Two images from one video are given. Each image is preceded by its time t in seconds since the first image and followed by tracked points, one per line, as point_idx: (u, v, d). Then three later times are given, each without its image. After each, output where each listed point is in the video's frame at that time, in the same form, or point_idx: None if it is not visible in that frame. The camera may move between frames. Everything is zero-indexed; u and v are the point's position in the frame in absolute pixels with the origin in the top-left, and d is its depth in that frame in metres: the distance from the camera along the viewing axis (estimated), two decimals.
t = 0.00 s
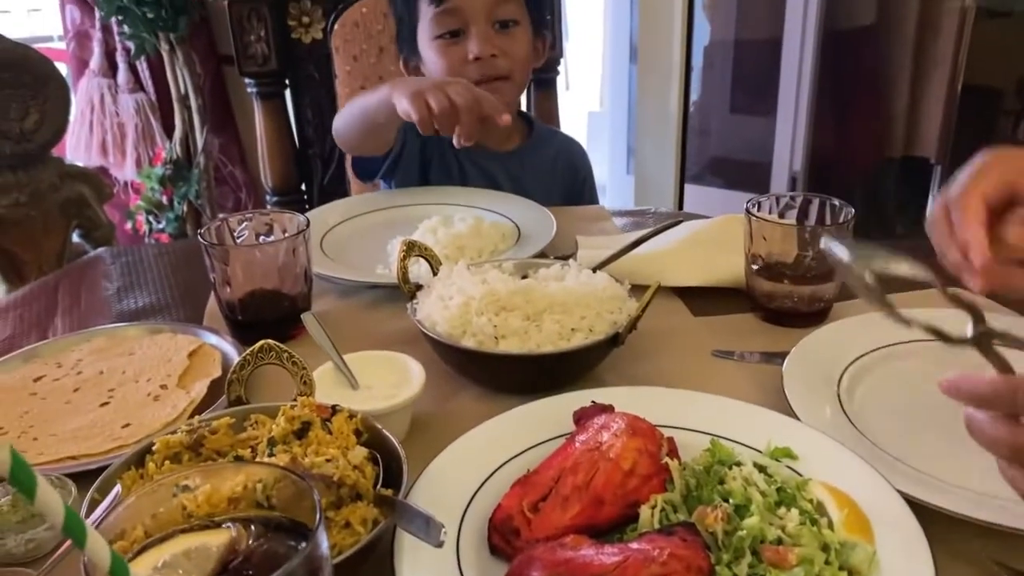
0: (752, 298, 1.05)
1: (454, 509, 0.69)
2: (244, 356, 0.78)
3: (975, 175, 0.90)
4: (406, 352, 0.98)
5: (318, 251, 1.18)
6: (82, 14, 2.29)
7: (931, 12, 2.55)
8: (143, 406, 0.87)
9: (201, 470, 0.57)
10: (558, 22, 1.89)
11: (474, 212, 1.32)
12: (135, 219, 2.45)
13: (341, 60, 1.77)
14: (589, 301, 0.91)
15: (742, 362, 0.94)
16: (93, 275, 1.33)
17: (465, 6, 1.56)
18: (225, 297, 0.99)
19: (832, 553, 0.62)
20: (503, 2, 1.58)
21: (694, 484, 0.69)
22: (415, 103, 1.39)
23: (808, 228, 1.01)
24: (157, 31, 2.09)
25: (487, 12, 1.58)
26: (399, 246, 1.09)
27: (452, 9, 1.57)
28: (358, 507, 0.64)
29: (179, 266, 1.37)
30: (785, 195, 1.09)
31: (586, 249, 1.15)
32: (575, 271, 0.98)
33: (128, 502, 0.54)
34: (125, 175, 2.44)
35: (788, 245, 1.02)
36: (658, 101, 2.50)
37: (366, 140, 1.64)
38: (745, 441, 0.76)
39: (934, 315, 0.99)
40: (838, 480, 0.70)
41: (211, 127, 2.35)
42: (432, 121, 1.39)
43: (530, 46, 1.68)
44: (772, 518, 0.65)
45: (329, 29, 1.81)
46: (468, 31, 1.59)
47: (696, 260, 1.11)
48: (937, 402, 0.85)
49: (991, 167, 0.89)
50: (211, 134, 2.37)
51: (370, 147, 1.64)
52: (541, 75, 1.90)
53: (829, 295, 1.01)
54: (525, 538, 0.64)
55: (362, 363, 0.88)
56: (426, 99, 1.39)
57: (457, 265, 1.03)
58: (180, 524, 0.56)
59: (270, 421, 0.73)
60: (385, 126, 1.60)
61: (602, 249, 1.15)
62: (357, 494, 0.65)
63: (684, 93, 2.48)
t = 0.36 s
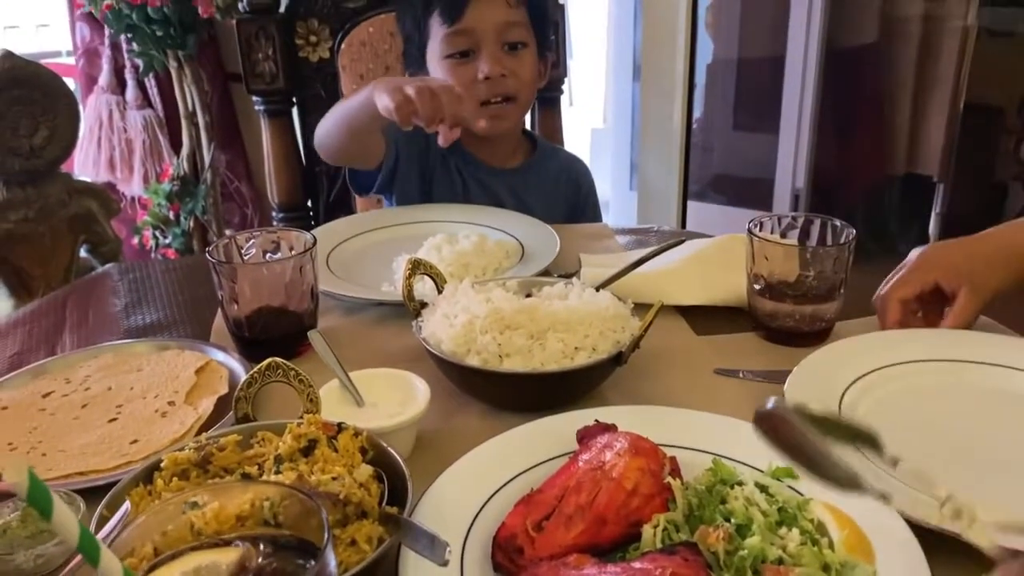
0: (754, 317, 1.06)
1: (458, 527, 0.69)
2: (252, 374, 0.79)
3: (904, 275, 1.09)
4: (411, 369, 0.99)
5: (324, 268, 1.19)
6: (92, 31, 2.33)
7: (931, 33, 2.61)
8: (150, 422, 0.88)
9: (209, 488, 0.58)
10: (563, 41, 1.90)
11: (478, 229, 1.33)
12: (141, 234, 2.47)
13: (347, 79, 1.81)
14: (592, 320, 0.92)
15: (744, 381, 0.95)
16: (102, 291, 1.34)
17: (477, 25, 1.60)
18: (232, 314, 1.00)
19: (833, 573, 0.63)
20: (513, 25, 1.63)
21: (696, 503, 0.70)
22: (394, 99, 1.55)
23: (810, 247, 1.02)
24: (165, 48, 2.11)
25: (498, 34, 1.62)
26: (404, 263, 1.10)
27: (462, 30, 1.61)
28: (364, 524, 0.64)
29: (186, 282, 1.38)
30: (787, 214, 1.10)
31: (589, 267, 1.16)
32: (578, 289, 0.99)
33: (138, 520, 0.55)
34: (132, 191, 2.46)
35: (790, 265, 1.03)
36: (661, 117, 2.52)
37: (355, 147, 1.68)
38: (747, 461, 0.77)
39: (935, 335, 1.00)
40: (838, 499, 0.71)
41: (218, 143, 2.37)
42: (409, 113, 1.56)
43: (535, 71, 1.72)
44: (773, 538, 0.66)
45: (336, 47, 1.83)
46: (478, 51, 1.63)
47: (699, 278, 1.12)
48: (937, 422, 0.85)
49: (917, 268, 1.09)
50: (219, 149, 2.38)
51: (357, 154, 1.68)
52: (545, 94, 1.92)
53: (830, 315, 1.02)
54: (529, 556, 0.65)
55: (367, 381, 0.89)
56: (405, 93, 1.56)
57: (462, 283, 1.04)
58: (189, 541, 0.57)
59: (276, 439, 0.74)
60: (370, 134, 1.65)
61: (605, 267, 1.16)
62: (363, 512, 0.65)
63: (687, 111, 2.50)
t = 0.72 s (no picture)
0: (758, 334, 1.06)
1: (463, 548, 0.69)
2: (258, 393, 0.79)
3: (907, 297, 1.09)
4: (415, 387, 0.99)
5: (329, 284, 1.20)
6: (99, 47, 2.35)
7: (933, 49, 2.62)
8: (157, 440, 0.88)
9: (216, 510, 0.58)
10: (568, 57, 1.91)
11: (482, 245, 1.34)
12: (146, 247, 2.47)
13: (353, 95, 1.85)
14: (597, 338, 0.92)
15: (749, 400, 0.95)
16: (107, 307, 1.35)
17: (484, 51, 1.59)
18: (237, 330, 1.00)
19: None
20: (520, 51, 1.62)
21: (702, 524, 0.70)
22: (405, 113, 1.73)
23: (814, 265, 1.03)
24: (171, 63, 2.12)
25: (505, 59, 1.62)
26: (410, 280, 1.10)
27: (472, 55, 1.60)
28: (371, 545, 0.64)
29: (191, 298, 1.39)
30: (791, 233, 1.11)
31: (594, 284, 1.16)
32: (583, 307, 1.00)
33: (146, 545, 0.55)
34: (137, 205, 2.47)
35: (794, 283, 1.04)
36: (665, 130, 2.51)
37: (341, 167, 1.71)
38: (752, 481, 0.77)
39: (941, 354, 1.00)
40: (844, 520, 0.71)
41: (224, 157, 2.38)
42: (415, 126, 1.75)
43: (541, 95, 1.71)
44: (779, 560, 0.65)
45: (342, 64, 1.85)
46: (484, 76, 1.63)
47: (703, 295, 1.12)
48: (944, 442, 0.85)
49: (920, 290, 1.09)
50: (224, 163, 2.40)
51: (339, 174, 1.71)
52: (550, 110, 1.93)
53: (834, 333, 1.02)
54: None
55: (373, 400, 0.89)
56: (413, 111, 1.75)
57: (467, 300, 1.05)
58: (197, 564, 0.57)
59: (282, 458, 0.74)
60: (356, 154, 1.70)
61: (610, 283, 1.16)
62: (369, 532, 0.65)
63: (691, 126, 2.50)
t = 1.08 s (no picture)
0: (761, 345, 1.06)
1: (469, 559, 0.70)
2: (264, 405, 0.80)
3: (913, 307, 1.10)
4: (419, 397, 1.00)
5: (333, 294, 1.20)
6: (103, 57, 2.36)
7: (934, 58, 2.62)
8: (163, 450, 0.88)
9: (225, 522, 0.59)
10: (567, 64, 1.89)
11: (486, 256, 1.35)
12: (150, 257, 2.49)
13: (357, 106, 1.88)
14: (601, 349, 0.93)
15: (751, 410, 0.96)
16: (112, 318, 1.35)
17: (494, 89, 1.57)
18: (243, 342, 1.01)
19: None
20: (530, 91, 1.60)
21: (706, 536, 0.70)
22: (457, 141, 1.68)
23: (816, 276, 1.03)
24: (176, 74, 2.13)
25: (514, 99, 1.59)
26: (414, 291, 1.11)
27: (481, 92, 1.58)
28: (376, 556, 0.63)
29: (195, 308, 1.40)
30: (793, 244, 1.12)
31: (597, 294, 1.17)
32: (586, 318, 1.00)
33: (155, 557, 0.55)
34: (141, 214, 2.48)
35: (797, 294, 1.04)
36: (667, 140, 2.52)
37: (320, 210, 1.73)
38: (755, 492, 0.78)
39: (943, 365, 1.00)
40: (847, 531, 0.71)
41: (227, 167, 2.40)
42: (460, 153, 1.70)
43: (552, 127, 1.69)
44: (783, 571, 0.66)
45: (346, 75, 1.86)
46: (494, 114, 1.60)
47: (707, 306, 1.12)
48: (946, 453, 0.86)
49: (927, 299, 1.09)
50: (227, 173, 2.40)
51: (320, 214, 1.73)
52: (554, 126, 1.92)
53: (836, 344, 1.03)
54: None
55: (378, 411, 0.90)
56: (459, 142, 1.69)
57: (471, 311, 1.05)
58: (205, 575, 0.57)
59: (288, 469, 0.75)
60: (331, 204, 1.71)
61: (613, 294, 1.16)
62: (375, 544, 0.65)
63: (693, 136, 2.51)
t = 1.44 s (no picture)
0: (762, 346, 1.06)
1: (469, 562, 0.69)
2: (264, 408, 0.80)
3: (918, 308, 1.10)
4: (419, 399, 1.00)
5: (334, 296, 1.20)
6: (103, 60, 2.37)
7: (934, 58, 2.61)
8: (163, 453, 0.88)
9: (224, 525, 0.58)
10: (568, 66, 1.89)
11: (486, 257, 1.34)
12: (151, 260, 2.49)
13: (357, 108, 1.86)
14: (602, 350, 0.93)
15: (752, 411, 0.95)
16: (112, 320, 1.35)
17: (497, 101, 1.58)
18: (243, 344, 1.00)
19: None
20: (535, 104, 1.61)
21: (708, 537, 0.70)
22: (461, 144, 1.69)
23: (817, 277, 1.03)
24: (175, 76, 2.13)
25: (517, 112, 1.60)
26: (414, 292, 1.11)
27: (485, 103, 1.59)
28: (377, 559, 0.63)
29: (196, 311, 1.39)
30: (794, 244, 1.11)
31: (598, 296, 1.17)
32: (587, 319, 1.00)
33: (154, 560, 0.55)
34: (141, 217, 2.48)
35: (798, 295, 1.04)
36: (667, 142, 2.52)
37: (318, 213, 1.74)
38: (756, 493, 0.77)
39: (944, 364, 1.00)
40: (849, 531, 0.71)
41: (228, 170, 2.40)
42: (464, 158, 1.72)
43: (555, 139, 1.70)
44: (785, 572, 0.65)
45: (346, 77, 1.86)
46: (496, 125, 1.61)
47: (707, 307, 1.12)
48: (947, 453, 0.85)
49: (935, 301, 1.09)
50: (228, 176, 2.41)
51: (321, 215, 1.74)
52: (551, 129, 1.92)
53: (837, 344, 1.03)
54: None
55: (378, 413, 0.90)
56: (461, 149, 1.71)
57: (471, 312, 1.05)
58: None
59: (289, 471, 0.74)
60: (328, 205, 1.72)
61: (614, 295, 1.16)
62: (376, 546, 0.65)
63: (693, 136, 2.51)
